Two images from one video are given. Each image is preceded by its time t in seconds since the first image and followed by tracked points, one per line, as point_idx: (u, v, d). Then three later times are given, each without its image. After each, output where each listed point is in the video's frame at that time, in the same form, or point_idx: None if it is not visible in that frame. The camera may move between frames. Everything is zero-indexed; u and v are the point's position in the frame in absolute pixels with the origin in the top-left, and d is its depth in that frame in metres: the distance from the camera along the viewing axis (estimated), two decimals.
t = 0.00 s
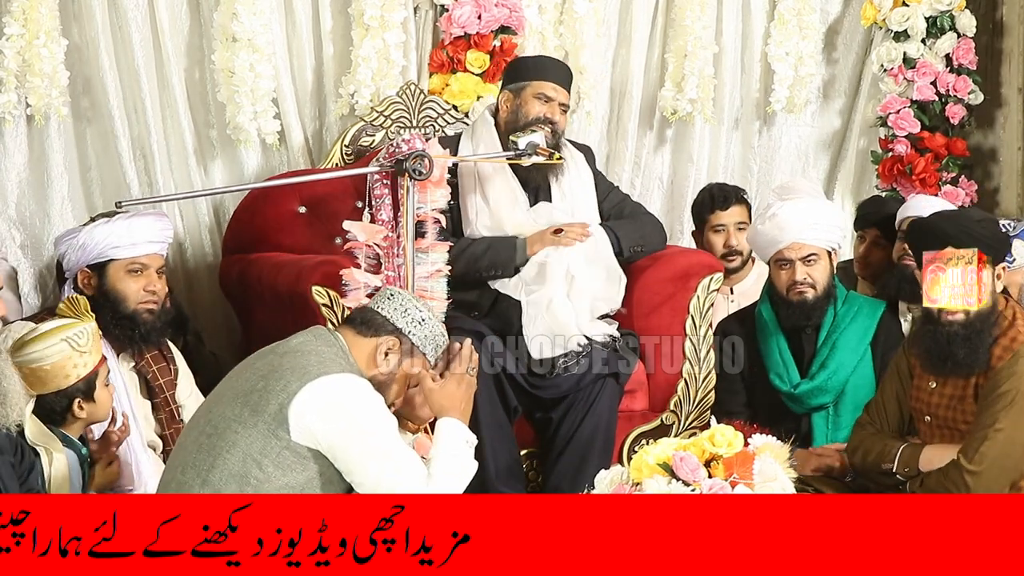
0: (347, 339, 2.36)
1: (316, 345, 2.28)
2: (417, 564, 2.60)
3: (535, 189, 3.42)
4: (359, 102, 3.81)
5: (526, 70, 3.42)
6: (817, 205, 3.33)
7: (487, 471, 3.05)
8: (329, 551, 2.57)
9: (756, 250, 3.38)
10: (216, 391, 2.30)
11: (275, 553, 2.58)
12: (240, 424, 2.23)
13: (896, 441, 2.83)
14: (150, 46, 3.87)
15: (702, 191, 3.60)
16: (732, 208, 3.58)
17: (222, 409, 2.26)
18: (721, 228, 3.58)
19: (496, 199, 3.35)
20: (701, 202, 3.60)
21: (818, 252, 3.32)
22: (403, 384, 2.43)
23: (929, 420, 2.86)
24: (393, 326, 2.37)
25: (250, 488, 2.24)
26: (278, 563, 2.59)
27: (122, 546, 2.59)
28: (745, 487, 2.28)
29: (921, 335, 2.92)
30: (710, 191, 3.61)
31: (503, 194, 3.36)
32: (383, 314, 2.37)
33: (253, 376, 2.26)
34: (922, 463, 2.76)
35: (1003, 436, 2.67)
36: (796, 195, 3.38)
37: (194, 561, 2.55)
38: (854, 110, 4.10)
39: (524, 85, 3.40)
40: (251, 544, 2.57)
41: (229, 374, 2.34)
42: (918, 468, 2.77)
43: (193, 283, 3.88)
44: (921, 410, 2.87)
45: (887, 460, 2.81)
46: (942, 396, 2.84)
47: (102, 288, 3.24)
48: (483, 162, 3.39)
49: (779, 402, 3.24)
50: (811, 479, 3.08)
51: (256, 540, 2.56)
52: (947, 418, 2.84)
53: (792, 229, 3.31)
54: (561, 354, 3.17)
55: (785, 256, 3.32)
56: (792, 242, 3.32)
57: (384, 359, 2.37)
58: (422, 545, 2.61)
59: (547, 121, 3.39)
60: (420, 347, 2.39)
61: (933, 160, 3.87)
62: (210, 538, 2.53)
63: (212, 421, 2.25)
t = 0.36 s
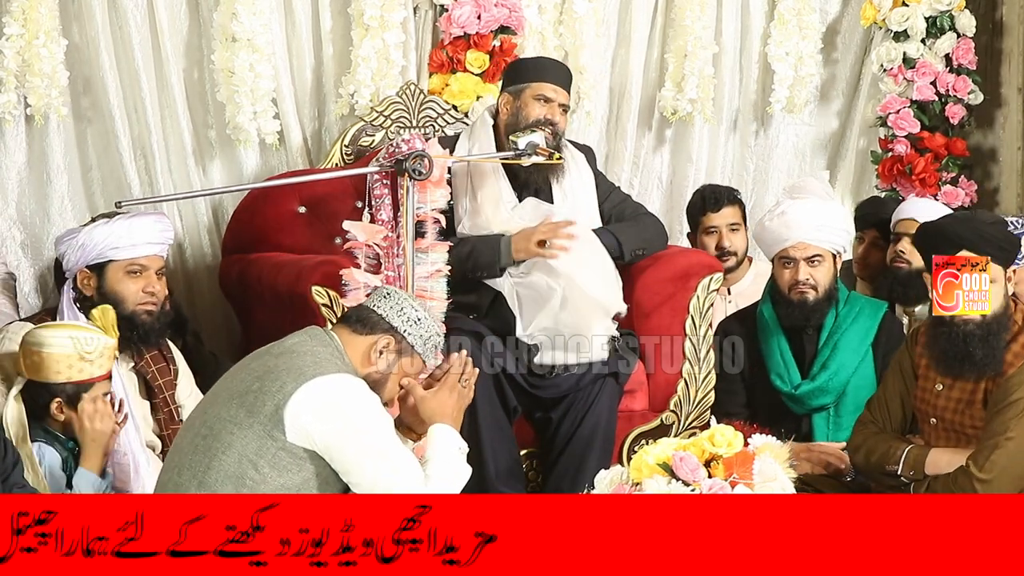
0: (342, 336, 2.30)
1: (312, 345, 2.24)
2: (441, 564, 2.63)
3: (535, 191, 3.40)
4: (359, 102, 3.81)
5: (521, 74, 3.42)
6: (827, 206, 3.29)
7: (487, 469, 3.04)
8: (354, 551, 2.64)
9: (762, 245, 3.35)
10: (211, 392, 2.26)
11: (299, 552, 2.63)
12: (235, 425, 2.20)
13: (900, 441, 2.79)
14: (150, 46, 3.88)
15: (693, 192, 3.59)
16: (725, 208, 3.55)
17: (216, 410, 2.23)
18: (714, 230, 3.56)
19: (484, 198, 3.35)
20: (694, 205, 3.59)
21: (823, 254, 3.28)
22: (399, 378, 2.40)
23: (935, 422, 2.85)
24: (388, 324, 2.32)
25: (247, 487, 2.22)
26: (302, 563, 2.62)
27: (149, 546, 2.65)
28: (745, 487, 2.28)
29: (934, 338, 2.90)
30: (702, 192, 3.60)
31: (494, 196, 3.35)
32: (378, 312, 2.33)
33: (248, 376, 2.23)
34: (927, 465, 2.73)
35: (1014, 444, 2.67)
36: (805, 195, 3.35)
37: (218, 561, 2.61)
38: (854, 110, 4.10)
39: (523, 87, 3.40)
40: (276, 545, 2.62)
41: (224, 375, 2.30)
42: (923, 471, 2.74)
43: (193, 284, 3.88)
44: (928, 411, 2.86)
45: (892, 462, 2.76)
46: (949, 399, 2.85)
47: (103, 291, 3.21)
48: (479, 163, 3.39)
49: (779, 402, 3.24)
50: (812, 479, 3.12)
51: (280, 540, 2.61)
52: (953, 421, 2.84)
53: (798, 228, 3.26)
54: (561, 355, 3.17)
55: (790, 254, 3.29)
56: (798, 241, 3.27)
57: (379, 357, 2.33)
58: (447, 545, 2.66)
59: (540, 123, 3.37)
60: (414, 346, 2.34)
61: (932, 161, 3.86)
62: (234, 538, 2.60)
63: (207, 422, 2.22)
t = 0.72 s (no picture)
0: (342, 335, 2.30)
1: (311, 344, 2.24)
2: (466, 564, 2.59)
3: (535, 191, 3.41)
4: (359, 102, 3.81)
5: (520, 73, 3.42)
6: (831, 206, 3.24)
7: (487, 471, 3.03)
8: (378, 551, 2.58)
9: (768, 244, 3.29)
10: (211, 392, 2.26)
11: (324, 553, 2.57)
12: (234, 425, 2.20)
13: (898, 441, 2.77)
14: (150, 47, 3.88)
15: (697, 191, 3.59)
16: (728, 207, 3.55)
17: (215, 409, 2.23)
18: (716, 229, 3.56)
19: (485, 199, 3.33)
20: (698, 203, 3.59)
21: (827, 255, 3.23)
22: (398, 380, 2.37)
23: (932, 420, 2.80)
24: (387, 324, 2.32)
25: (245, 487, 2.22)
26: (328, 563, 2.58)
27: (174, 545, 2.58)
28: (745, 487, 2.28)
29: (930, 337, 2.86)
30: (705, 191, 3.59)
31: (499, 195, 3.34)
32: (378, 312, 2.32)
33: (248, 376, 2.23)
34: (923, 462, 2.71)
35: (1008, 436, 2.63)
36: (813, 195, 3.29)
37: (244, 561, 2.56)
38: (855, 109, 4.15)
39: (521, 87, 3.40)
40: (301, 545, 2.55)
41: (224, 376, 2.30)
42: (920, 468, 2.71)
43: (192, 285, 3.88)
44: (924, 410, 2.82)
45: (890, 461, 2.74)
46: (944, 396, 2.80)
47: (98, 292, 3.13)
48: (480, 162, 3.37)
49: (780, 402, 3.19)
50: (811, 479, 3.01)
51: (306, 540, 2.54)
52: (949, 418, 2.79)
53: (803, 229, 3.21)
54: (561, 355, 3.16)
55: (794, 255, 3.25)
56: (802, 241, 3.22)
57: (376, 357, 2.32)
58: (471, 545, 2.62)
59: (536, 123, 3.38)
60: (412, 347, 2.34)
61: (933, 161, 3.86)
62: (261, 539, 2.54)
63: (206, 422, 2.22)
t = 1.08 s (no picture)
0: (341, 334, 2.31)
1: (309, 344, 2.25)
2: (490, 564, 2.53)
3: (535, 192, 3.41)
4: (359, 102, 3.81)
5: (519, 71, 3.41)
6: (831, 207, 3.23)
7: (486, 471, 3.02)
8: (403, 551, 2.53)
9: (769, 245, 3.29)
10: (210, 393, 2.26)
11: (349, 552, 2.53)
12: (233, 425, 2.19)
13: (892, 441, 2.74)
14: (150, 47, 3.89)
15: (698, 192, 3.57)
16: (729, 210, 3.55)
17: (214, 410, 2.22)
18: (717, 229, 3.56)
19: (484, 200, 3.32)
20: (698, 203, 3.58)
21: (828, 256, 3.22)
22: (397, 381, 2.36)
23: (923, 417, 2.74)
24: (385, 324, 2.32)
25: (245, 488, 2.21)
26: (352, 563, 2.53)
27: (199, 545, 2.56)
28: (745, 487, 2.28)
29: (917, 331, 2.82)
30: (705, 192, 3.58)
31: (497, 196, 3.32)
32: (376, 312, 2.33)
33: (246, 376, 2.23)
34: (914, 457, 2.66)
35: (994, 422, 2.57)
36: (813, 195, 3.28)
37: (268, 561, 2.52)
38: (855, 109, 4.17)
39: (517, 87, 3.39)
40: (326, 544, 2.51)
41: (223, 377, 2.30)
42: (911, 463, 2.67)
43: (192, 286, 3.89)
44: (915, 406, 2.75)
45: (882, 457, 2.71)
46: (933, 392, 2.75)
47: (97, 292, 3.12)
48: (479, 163, 3.36)
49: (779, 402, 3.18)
50: (811, 479, 2.92)
51: (331, 539, 2.50)
52: (938, 412, 2.72)
53: (804, 229, 3.20)
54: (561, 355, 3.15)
55: (795, 256, 3.24)
56: (803, 243, 3.22)
57: (375, 358, 2.32)
58: (496, 545, 2.56)
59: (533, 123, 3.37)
60: (412, 347, 2.34)
61: (932, 161, 3.86)
62: (285, 538, 2.50)
63: (205, 422, 2.22)
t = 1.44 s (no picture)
0: (340, 335, 2.30)
1: (309, 344, 2.25)
2: (517, 564, 2.54)
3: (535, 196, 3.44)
4: (359, 102, 3.81)
5: (518, 72, 3.41)
6: (830, 207, 3.24)
7: (486, 471, 3.02)
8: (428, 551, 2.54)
9: (768, 247, 3.30)
10: (209, 393, 2.26)
11: (374, 553, 2.54)
12: (233, 425, 2.19)
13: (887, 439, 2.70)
14: (150, 46, 3.89)
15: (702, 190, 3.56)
16: (730, 207, 3.53)
17: (213, 410, 2.22)
18: (718, 227, 3.54)
19: (482, 203, 3.34)
20: (699, 202, 3.57)
21: (828, 256, 3.24)
22: (397, 381, 2.36)
23: (917, 415, 2.72)
24: (385, 324, 2.32)
25: (244, 488, 2.21)
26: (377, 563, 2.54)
27: (223, 545, 2.53)
28: (745, 487, 2.27)
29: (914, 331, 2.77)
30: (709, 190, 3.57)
31: (491, 203, 3.34)
32: (376, 312, 2.32)
33: (245, 376, 2.23)
34: (908, 454, 2.61)
35: (982, 411, 2.51)
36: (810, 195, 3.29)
37: (293, 562, 2.49)
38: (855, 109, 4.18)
39: (511, 89, 3.40)
40: (351, 544, 2.51)
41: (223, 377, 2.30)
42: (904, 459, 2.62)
43: (193, 286, 3.89)
44: (909, 405, 2.74)
45: (878, 455, 2.68)
46: (926, 389, 2.72)
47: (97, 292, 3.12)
48: (478, 162, 3.38)
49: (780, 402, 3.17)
50: (811, 479, 2.89)
51: (357, 539, 2.51)
52: (931, 409, 2.70)
53: (804, 230, 3.22)
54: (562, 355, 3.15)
55: (795, 258, 3.26)
56: (803, 244, 3.23)
57: (375, 358, 2.32)
58: (521, 545, 2.57)
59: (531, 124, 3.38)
60: (412, 347, 2.34)
61: (932, 161, 3.86)
62: (310, 538, 2.49)
63: (204, 422, 2.22)
